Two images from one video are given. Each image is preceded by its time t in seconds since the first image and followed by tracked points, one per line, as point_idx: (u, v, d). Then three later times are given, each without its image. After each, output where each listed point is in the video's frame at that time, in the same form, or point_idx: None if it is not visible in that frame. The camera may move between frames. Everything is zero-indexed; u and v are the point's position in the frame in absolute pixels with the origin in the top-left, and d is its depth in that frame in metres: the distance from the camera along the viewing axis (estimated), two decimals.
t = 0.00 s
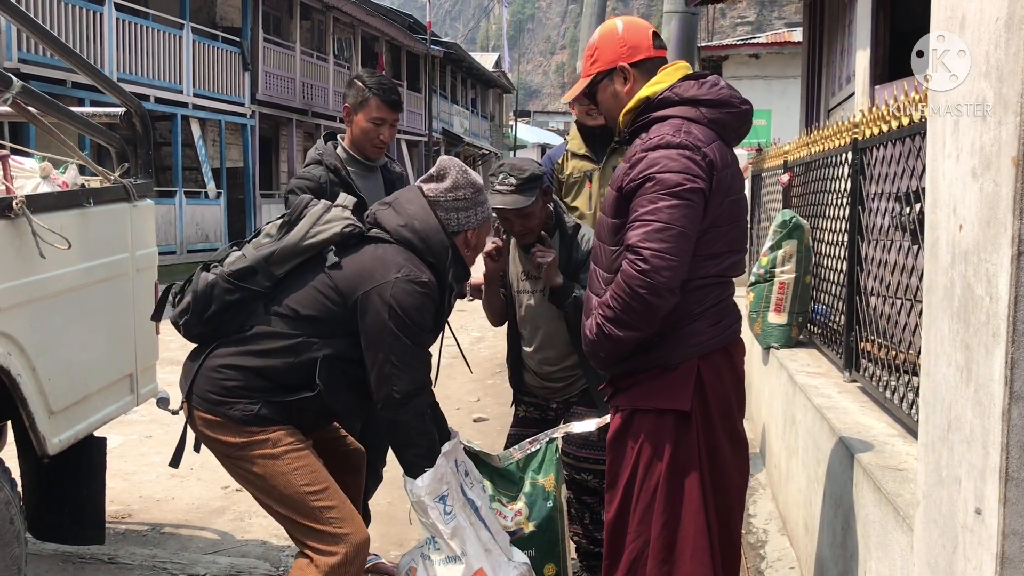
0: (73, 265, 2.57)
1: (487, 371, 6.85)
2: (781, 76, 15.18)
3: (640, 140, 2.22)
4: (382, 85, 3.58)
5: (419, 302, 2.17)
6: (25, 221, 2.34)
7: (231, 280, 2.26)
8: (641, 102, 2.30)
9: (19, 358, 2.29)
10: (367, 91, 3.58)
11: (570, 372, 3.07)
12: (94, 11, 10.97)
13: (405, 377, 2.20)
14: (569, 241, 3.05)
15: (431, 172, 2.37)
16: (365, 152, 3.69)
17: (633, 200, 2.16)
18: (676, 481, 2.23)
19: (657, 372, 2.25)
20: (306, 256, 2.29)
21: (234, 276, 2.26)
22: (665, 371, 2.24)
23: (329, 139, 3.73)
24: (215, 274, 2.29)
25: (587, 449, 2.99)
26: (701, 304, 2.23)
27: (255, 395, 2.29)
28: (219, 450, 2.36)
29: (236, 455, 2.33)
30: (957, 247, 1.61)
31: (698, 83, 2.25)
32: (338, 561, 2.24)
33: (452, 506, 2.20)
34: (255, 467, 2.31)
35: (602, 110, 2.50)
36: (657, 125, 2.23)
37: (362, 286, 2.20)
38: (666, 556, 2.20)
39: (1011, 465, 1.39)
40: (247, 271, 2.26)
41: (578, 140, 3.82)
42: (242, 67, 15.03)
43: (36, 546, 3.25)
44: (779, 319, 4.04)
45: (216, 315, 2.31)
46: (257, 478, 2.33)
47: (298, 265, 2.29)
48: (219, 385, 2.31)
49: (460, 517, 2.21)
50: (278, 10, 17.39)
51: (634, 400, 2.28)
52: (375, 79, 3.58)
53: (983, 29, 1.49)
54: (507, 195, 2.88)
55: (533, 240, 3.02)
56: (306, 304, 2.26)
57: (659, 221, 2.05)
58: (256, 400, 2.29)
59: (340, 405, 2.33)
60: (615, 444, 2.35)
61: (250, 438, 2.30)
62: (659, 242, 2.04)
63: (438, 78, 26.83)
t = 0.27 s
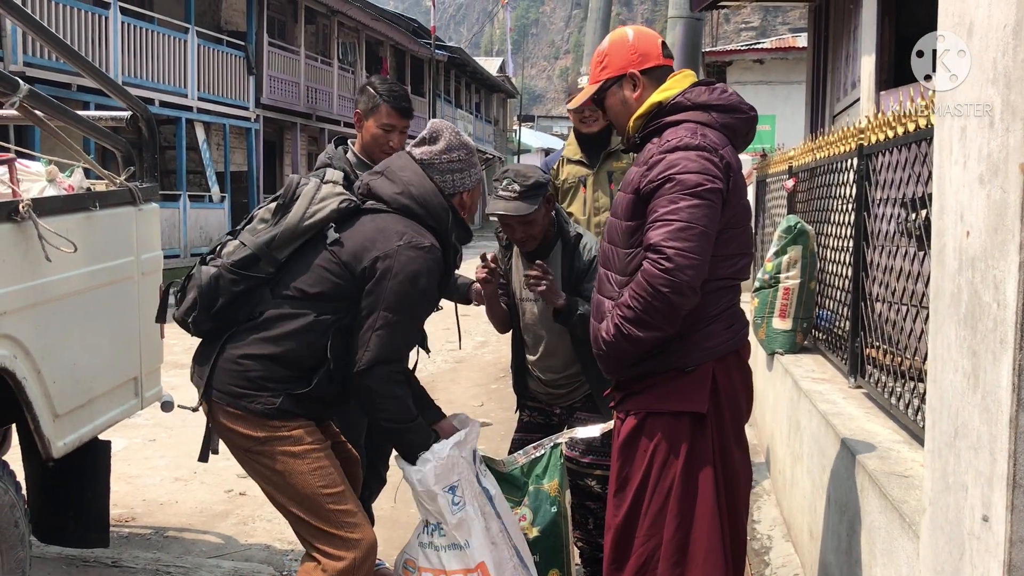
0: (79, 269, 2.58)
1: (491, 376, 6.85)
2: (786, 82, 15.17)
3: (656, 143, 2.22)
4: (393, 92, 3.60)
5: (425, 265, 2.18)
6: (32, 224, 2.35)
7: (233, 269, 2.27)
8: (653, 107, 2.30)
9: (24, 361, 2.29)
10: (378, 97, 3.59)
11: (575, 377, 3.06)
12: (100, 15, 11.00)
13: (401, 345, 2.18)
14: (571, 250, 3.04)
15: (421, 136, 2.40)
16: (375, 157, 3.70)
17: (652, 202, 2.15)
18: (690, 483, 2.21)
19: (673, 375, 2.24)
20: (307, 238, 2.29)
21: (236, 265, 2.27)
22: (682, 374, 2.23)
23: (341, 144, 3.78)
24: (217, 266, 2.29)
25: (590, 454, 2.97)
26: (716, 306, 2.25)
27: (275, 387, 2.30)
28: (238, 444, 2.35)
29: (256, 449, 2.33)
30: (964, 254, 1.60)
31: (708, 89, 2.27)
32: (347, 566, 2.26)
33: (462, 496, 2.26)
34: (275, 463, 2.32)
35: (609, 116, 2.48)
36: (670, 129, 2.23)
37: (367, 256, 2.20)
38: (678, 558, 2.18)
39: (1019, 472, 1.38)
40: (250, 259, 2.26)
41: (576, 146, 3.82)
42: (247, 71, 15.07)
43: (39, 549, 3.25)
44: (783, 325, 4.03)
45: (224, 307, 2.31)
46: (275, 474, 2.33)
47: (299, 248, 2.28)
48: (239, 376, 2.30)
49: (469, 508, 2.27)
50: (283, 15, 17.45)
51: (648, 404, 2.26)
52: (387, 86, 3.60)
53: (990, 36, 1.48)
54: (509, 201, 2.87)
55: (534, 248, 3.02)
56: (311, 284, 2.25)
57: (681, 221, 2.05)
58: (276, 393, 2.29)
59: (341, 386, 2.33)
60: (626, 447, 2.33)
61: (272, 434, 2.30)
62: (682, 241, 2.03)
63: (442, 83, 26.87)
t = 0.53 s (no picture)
0: (88, 271, 2.58)
1: (497, 380, 6.85)
2: (792, 86, 15.16)
3: (675, 145, 2.23)
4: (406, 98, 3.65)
5: (414, 190, 2.23)
6: (43, 227, 2.36)
7: (232, 255, 2.25)
8: (669, 110, 2.31)
9: (34, 364, 2.30)
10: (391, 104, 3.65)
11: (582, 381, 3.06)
12: (108, 19, 11.06)
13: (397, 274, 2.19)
14: (577, 256, 3.05)
15: (388, 69, 2.44)
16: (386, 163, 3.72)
17: (675, 202, 2.15)
18: (711, 480, 2.21)
19: (694, 372, 2.23)
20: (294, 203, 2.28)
21: (232, 250, 2.25)
22: (705, 370, 2.22)
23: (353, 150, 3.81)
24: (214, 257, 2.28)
25: (598, 459, 2.98)
26: (739, 305, 2.25)
27: (303, 370, 2.30)
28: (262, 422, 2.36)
29: (279, 434, 2.33)
30: (976, 259, 1.60)
31: (721, 93, 2.28)
32: (339, 568, 2.28)
33: (484, 494, 2.27)
34: (295, 449, 2.32)
35: (621, 122, 2.47)
36: (688, 131, 2.24)
37: (354, 196, 2.23)
38: (696, 556, 2.17)
39: None
40: (245, 240, 2.25)
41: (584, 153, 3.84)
42: (254, 75, 15.12)
43: (47, 552, 3.26)
44: (791, 330, 4.01)
45: (233, 297, 2.30)
46: (292, 462, 2.34)
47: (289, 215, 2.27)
48: (266, 357, 2.30)
49: (490, 507, 2.27)
50: (290, 20, 17.51)
51: (670, 399, 2.25)
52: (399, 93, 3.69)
53: (1003, 41, 1.48)
54: (510, 201, 2.87)
55: (536, 255, 3.03)
56: (308, 245, 2.27)
57: (708, 218, 2.04)
58: (306, 376, 2.29)
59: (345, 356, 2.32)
60: (647, 442, 2.31)
61: (297, 421, 2.31)
62: (710, 238, 2.03)
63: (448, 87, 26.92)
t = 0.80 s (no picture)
0: (99, 276, 2.59)
1: (504, 385, 6.84)
2: (799, 92, 15.13)
3: (703, 146, 2.23)
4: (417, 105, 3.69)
5: (368, 173, 2.21)
6: (54, 232, 2.37)
7: (218, 272, 2.31)
8: (698, 110, 2.30)
9: (45, 368, 2.32)
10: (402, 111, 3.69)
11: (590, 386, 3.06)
12: (117, 24, 11.12)
13: (372, 257, 2.20)
14: (583, 261, 3.04)
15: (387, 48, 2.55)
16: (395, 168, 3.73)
17: (701, 203, 2.15)
18: (737, 486, 2.20)
19: (715, 378, 2.22)
20: (269, 210, 2.32)
21: (216, 266, 2.31)
22: (726, 377, 2.21)
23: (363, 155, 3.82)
24: (201, 275, 2.36)
25: (606, 465, 2.97)
26: (761, 309, 2.25)
27: (306, 364, 2.31)
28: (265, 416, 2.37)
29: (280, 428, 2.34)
30: (989, 266, 1.59)
31: (752, 97, 2.29)
32: (332, 561, 2.27)
33: (494, 499, 2.25)
34: (293, 442, 2.33)
35: (647, 123, 2.48)
36: (715, 133, 2.24)
37: (315, 188, 2.24)
38: (728, 564, 2.18)
39: None
40: (228, 255, 2.30)
41: (608, 158, 3.92)
42: (262, 81, 15.18)
43: (56, 555, 3.27)
44: (800, 335, 3.97)
45: (228, 308, 2.34)
46: (290, 459, 2.35)
47: (266, 222, 2.31)
48: (271, 358, 2.34)
49: (499, 513, 2.25)
50: (298, 25, 17.58)
51: (690, 409, 2.23)
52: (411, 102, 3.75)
53: (1017, 47, 1.47)
54: (517, 202, 2.89)
55: (544, 255, 3.04)
56: (281, 245, 2.29)
57: (734, 219, 2.04)
58: (307, 371, 2.31)
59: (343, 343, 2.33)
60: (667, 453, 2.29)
61: (299, 415, 2.32)
62: (737, 239, 2.02)
63: (455, 93, 26.97)
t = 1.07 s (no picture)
0: (104, 282, 2.60)
1: (507, 392, 6.83)
2: (803, 99, 15.13)
3: (716, 153, 2.23)
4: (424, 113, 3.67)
5: (359, 203, 2.31)
6: (59, 238, 2.36)
7: (216, 276, 2.44)
8: (709, 117, 2.31)
9: (50, 375, 2.31)
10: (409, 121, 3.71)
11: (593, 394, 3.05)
12: (122, 31, 11.16)
13: (363, 282, 2.33)
14: (586, 266, 3.00)
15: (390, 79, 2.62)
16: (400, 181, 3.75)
17: (715, 211, 2.15)
18: (758, 502, 2.19)
19: (735, 392, 2.21)
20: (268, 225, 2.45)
21: (214, 272, 2.43)
22: (744, 391, 2.20)
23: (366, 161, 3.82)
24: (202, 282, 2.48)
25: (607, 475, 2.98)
26: (780, 320, 2.24)
27: (293, 365, 2.41)
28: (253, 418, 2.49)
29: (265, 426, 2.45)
30: (997, 274, 1.58)
31: (764, 101, 2.29)
32: (312, 551, 2.28)
33: (498, 508, 2.25)
34: (274, 438, 2.42)
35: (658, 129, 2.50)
36: (729, 139, 2.24)
37: (312, 210, 2.35)
38: None
39: None
40: (226, 262, 2.43)
41: (640, 164, 4.00)
42: (266, 87, 15.22)
43: (60, 562, 3.26)
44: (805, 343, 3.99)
45: (223, 310, 2.46)
46: (274, 451, 2.42)
47: (264, 235, 2.44)
48: (257, 359, 2.45)
49: (504, 521, 2.25)
50: (303, 32, 17.64)
51: (708, 423, 2.22)
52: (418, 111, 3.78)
53: None
54: (521, 208, 2.89)
55: (549, 259, 3.03)
56: (276, 259, 2.42)
57: (750, 227, 2.03)
58: (291, 370, 2.41)
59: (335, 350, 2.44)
60: (687, 469, 2.27)
61: (280, 411, 2.41)
62: (753, 247, 2.02)
63: (459, 99, 27.02)
